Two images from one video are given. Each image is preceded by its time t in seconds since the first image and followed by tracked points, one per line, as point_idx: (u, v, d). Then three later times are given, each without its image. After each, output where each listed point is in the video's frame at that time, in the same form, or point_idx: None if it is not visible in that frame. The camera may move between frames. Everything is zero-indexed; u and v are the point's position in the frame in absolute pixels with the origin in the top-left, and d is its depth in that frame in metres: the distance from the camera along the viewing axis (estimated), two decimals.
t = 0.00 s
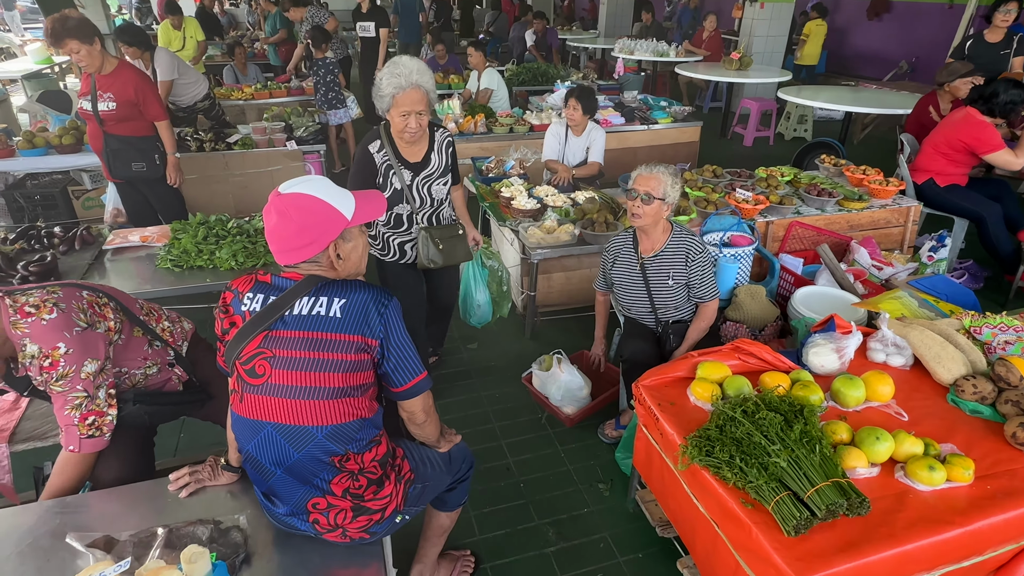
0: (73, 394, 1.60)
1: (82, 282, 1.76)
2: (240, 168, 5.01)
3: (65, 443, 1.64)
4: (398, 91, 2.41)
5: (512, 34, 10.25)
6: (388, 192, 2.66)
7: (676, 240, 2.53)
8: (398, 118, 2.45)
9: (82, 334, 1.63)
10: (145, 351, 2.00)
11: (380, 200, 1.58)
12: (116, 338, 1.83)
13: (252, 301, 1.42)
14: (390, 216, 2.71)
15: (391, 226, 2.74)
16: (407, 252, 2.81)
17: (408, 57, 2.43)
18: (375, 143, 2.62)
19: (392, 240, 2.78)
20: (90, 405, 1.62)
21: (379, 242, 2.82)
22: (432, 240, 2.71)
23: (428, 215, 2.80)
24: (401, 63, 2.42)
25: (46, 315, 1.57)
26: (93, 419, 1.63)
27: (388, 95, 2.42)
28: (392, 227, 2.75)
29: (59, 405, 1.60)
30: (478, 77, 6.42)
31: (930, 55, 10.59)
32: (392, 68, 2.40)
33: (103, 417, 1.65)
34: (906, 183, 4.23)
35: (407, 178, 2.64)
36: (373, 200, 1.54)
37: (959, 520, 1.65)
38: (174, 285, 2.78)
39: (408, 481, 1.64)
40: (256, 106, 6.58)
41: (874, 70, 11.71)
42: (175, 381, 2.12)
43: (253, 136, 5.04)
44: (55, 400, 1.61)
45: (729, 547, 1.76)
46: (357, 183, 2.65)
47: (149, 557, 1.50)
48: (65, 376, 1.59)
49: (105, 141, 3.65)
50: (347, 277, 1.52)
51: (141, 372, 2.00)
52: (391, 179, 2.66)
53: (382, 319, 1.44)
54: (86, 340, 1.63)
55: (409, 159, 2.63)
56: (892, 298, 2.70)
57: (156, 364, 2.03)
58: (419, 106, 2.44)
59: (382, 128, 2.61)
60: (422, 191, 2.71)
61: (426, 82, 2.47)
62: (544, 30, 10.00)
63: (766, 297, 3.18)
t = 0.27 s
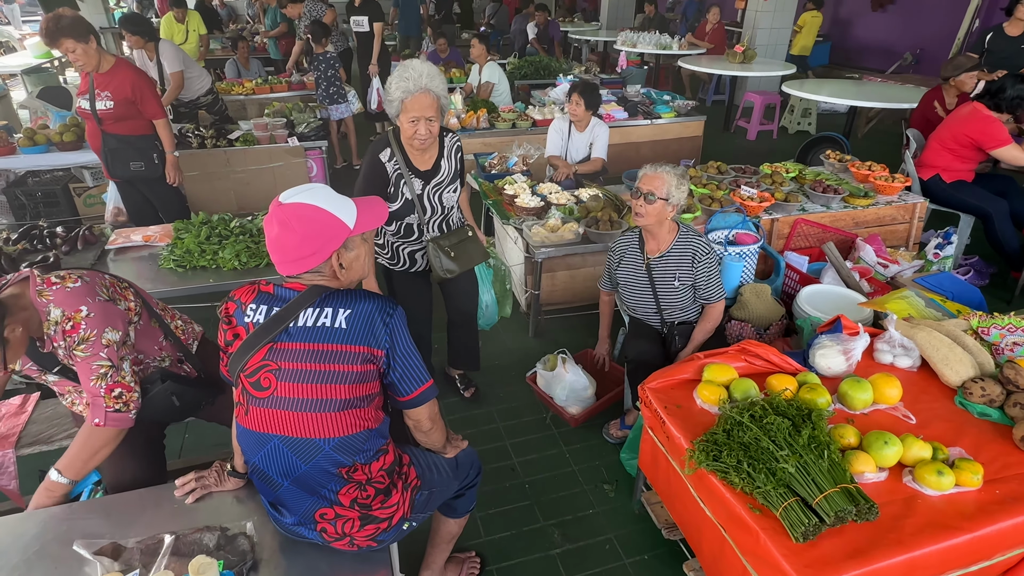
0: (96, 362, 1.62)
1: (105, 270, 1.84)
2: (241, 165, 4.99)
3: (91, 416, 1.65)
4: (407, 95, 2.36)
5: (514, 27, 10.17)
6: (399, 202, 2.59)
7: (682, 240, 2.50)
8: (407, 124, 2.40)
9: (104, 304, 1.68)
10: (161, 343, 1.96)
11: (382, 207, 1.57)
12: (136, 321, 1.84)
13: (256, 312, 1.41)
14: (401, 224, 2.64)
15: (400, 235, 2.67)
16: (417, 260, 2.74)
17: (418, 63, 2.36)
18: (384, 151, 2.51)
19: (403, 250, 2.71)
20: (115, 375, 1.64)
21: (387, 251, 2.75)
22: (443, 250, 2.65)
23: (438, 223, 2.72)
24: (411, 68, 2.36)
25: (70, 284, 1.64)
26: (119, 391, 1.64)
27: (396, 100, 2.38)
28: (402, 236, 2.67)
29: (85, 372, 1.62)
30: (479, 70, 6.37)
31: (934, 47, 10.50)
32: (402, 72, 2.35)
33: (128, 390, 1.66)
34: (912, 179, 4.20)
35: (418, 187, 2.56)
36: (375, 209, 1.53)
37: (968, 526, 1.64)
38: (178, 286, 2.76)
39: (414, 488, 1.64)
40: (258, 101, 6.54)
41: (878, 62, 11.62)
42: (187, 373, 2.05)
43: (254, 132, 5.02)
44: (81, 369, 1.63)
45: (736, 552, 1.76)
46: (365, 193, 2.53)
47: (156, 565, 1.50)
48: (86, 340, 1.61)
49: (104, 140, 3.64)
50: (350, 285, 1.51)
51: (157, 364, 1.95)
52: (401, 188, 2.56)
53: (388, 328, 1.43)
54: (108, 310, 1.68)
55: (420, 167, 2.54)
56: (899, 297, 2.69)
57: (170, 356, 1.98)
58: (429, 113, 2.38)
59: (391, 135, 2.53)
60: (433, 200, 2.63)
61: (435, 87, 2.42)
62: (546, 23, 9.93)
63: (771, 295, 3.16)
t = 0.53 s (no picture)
0: (121, 341, 1.66)
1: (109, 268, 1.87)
2: (241, 166, 4.97)
3: (129, 389, 1.71)
4: (432, 102, 2.20)
5: (513, 25, 10.13)
6: (421, 213, 2.42)
7: (686, 243, 2.50)
8: (432, 132, 2.24)
9: (115, 292, 1.70)
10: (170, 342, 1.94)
11: (388, 217, 1.55)
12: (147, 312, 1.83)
13: (259, 324, 1.40)
14: (422, 236, 2.48)
15: (420, 247, 2.51)
16: (437, 275, 2.60)
17: (445, 68, 2.21)
18: (408, 157, 2.33)
19: (421, 262, 2.55)
20: (144, 350, 1.70)
21: (405, 264, 2.58)
22: (464, 262, 2.50)
23: (460, 235, 2.57)
24: (436, 73, 2.20)
25: (78, 274, 1.67)
26: (153, 364, 1.71)
27: (420, 107, 2.21)
28: (422, 249, 2.52)
29: (111, 353, 1.66)
30: (480, 68, 6.34)
31: (935, 44, 10.46)
32: (427, 78, 2.19)
33: (161, 362, 1.73)
34: (915, 179, 4.18)
35: (440, 197, 2.40)
36: (382, 219, 1.52)
37: (975, 533, 1.64)
38: (179, 289, 2.75)
39: (419, 497, 1.64)
40: (257, 100, 6.51)
41: (878, 59, 11.58)
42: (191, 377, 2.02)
43: (254, 132, 5.00)
44: (106, 352, 1.67)
45: (741, 559, 1.75)
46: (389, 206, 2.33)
47: None
48: (105, 322, 1.64)
49: (102, 142, 3.63)
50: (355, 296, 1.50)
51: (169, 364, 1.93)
52: (424, 198, 2.40)
53: (392, 340, 1.42)
54: (120, 297, 1.70)
55: (443, 176, 2.38)
56: (903, 300, 2.68)
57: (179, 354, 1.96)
58: (455, 121, 2.22)
59: (413, 142, 2.35)
60: (456, 211, 2.48)
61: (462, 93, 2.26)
62: (546, 21, 9.90)
63: (773, 297, 3.15)
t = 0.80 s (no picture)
0: (138, 339, 1.71)
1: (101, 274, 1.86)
2: (240, 171, 4.97)
3: (155, 382, 1.77)
4: (458, 116, 2.08)
5: (512, 28, 10.14)
6: (441, 226, 2.29)
7: (684, 250, 2.49)
8: (456, 145, 2.11)
9: (120, 292, 1.74)
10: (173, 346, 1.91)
11: (384, 228, 1.56)
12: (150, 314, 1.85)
13: (255, 337, 1.40)
14: (440, 249, 2.36)
15: (437, 260, 2.39)
16: (452, 289, 2.48)
17: (475, 80, 2.07)
18: (431, 167, 2.19)
19: (438, 275, 2.42)
20: (161, 345, 1.76)
21: (419, 277, 2.45)
22: (485, 276, 2.41)
23: (477, 247, 2.46)
24: (465, 84, 2.08)
25: (79, 279, 1.71)
26: (171, 356, 1.79)
27: (447, 120, 2.08)
28: (437, 260, 2.39)
29: (129, 351, 1.71)
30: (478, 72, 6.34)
31: (932, 46, 10.48)
32: (456, 90, 2.06)
33: (178, 354, 1.81)
34: (912, 184, 4.19)
35: (461, 209, 2.28)
36: (377, 230, 1.53)
37: (973, 543, 1.64)
38: (177, 297, 2.75)
39: (416, 508, 1.64)
40: (255, 104, 6.52)
41: (877, 61, 11.60)
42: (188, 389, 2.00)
43: (252, 138, 5.01)
44: (122, 352, 1.71)
45: (739, 568, 1.76)
46: (405, 216, 2.19)
47: None
48: (117, 323, 1.68)
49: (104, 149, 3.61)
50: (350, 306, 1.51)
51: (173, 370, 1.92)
52: (445, 209, 2.27)
53: (388, 351, 1.42)
54: (126, 297, 1.74)
55: (463, 187, 2.26)
56: (901, 307, 2.68)
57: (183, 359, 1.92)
58: (480, 135, 2.11)
59: (433, 152, 2.22)
60: (475, 223, 2.36)
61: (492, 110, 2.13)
62: (544, 24, 9.91)
63: (771, 303, 3.16)
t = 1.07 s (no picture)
0: (138, 353, 1.72)
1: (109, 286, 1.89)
2: (239, 180, 4.99)
3: (152, 398, 1.76)
4: (470, 140, 2.02)
5: (511, 36, 10.19)
6: (448, 250, 2.20)
7: (679, 263, 2.51)
8: (467, 169, 2.06)
9: (124, 305, 1.76)
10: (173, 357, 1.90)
11: (373, 241, 1.58)
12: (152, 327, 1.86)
13: (250, 350, 1.41)
14: (447, 271, 2.26)
15: (442, 282, 2.29)
16: (457, 309, 2.38)
17: (483, 103, 2.03)
18: (437, 190, 2.09)
19: (442, 297, 2.32)
20: (161, 360, 1.78)
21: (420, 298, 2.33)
22: (491, 298, 2.36)
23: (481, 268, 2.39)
24: (474, 107, 2.04)
25: (85, 290, 1.73)
26: (171, 371, 1.80)
27: (460, 144, 2.02)
28: (442, 283, 2.29)
29: (130, 365, 1.72)
30: (477, 81, 6.38)
31: (928, 53, 10.55)
32: (466, 113, 2.01)
33: (177, 370, 1.83)
34: (908, 194, 4.21)
35: (468, 231, 2.20)
36: (368, 243, 1.54)
37: (967, 555, 1.64)
38: (176, 309, 2.76)
39: (413, 520, 1.65)
40: (255, 113, 6.54)
41: (874, 68, 11.65)
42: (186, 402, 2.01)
43: (252, 147, 5.04)
44: (123, 365, 1.71)
45: None
46: (413, 238, 2.08)
47: None
48: (120, 336, 1.70)
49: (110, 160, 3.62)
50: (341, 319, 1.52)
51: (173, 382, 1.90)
52: (451, 232, 2.18)
53: (380, 360, 1.44)
54: (130, 310, 1.77)
55: (470, 210, 2.19)
56: (897, 317, 2.70)
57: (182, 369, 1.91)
58: (491, 160, 2.08)
59: (437, 172, 2.13)
60: (482, 246, 2.29)
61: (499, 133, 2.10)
62: (543, 32, 9.96)
63: (768, 312, 3.17)
